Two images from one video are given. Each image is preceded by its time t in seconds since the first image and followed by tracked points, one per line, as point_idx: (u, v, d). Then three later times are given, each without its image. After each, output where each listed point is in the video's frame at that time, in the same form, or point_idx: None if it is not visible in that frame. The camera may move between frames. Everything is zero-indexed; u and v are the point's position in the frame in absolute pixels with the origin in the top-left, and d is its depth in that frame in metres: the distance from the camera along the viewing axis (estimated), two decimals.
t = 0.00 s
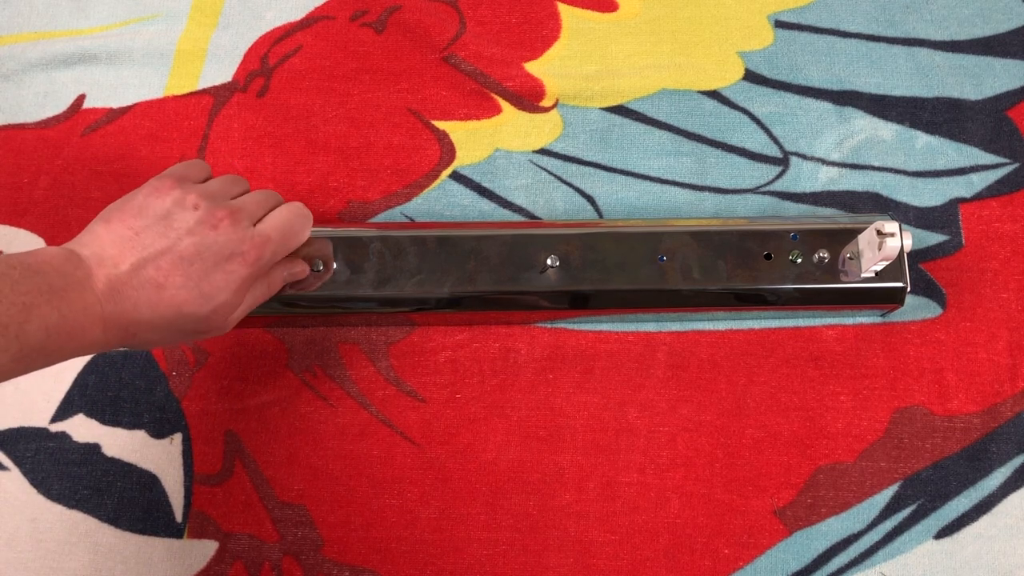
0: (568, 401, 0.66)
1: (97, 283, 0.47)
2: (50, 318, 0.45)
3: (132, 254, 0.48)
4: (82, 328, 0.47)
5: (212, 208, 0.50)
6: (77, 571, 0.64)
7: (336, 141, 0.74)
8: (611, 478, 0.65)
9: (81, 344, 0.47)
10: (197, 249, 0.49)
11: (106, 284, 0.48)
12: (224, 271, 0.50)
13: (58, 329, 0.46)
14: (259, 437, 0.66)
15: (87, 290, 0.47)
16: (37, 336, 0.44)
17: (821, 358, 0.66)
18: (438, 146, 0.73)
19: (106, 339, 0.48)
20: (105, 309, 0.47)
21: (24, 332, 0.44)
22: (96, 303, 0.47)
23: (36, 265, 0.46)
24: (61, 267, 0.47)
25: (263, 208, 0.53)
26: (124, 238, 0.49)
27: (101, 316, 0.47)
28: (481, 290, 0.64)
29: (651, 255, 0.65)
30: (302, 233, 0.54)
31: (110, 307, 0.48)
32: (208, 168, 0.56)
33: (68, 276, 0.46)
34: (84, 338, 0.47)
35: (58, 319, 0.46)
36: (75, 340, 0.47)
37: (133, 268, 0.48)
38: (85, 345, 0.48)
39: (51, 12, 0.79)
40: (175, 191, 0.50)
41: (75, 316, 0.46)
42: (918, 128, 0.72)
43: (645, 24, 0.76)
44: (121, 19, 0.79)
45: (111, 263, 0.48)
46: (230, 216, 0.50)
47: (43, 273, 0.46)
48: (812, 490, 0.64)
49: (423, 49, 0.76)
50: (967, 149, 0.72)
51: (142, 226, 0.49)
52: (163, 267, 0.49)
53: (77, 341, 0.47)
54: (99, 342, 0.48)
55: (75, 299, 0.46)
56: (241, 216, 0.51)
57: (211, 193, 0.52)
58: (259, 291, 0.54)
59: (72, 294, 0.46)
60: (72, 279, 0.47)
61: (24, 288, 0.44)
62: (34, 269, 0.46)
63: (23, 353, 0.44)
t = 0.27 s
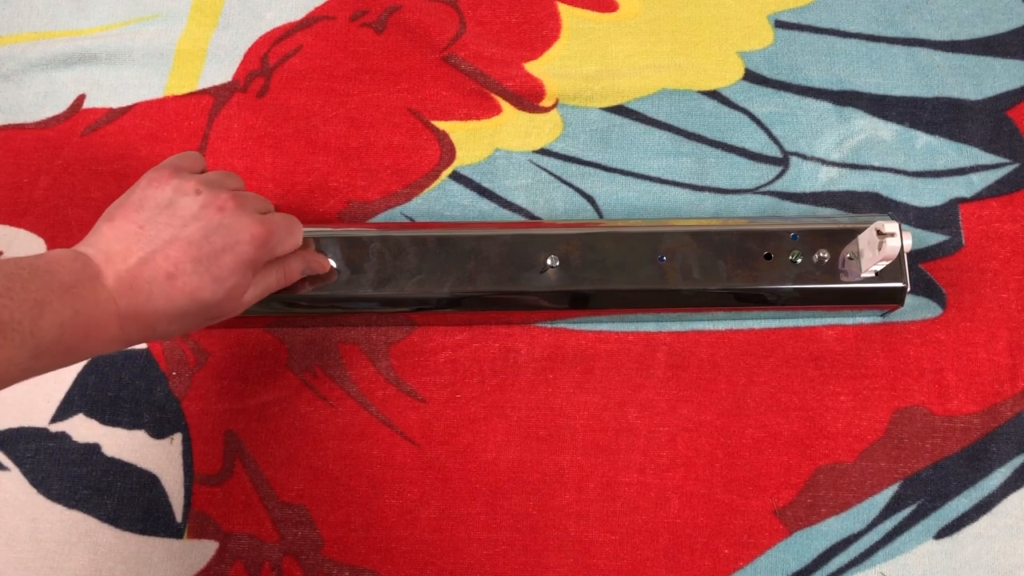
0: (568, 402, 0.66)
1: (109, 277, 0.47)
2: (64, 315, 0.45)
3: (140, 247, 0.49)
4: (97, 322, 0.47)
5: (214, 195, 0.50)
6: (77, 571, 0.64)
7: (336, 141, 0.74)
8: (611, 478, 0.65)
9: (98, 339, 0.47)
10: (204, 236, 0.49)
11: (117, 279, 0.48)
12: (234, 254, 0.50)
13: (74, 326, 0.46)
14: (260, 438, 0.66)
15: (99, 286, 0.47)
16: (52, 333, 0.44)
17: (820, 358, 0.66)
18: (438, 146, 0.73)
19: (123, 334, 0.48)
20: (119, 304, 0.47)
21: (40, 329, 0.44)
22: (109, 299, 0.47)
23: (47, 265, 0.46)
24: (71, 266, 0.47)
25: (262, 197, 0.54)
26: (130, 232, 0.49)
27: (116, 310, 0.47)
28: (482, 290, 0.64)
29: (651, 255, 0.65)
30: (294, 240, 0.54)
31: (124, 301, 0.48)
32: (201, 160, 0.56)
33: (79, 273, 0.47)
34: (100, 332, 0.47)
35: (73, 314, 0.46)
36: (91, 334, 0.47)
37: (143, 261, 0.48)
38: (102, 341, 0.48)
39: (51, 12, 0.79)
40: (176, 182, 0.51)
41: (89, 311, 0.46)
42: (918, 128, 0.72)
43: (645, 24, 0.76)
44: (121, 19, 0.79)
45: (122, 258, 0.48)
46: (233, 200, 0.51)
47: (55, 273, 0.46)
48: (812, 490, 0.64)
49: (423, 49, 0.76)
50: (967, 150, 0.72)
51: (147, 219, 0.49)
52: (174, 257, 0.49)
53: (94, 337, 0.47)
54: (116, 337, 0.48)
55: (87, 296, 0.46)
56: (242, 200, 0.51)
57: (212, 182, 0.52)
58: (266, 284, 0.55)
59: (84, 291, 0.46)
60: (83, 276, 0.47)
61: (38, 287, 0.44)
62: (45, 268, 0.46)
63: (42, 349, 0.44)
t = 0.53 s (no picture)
0: (568, 402, 0.66)
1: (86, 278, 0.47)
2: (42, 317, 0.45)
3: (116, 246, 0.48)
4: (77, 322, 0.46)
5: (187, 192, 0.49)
6: (77, 571, 0.64)
7: (336, 141, 0.74)
8: (611, 478, 0.65)
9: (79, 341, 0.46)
10: (177, 233, 0.48)
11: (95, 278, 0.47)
12: (209, 250, 0.49)
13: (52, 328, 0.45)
14: (259, 438, 0.66)
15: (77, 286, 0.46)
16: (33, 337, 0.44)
17: (821, 358, 0.66)
18: (438, 146, 0.73)
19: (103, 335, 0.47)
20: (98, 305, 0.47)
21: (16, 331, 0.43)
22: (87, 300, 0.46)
23: (22, 269, 0.45)
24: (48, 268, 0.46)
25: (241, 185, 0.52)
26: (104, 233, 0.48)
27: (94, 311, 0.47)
28: (481, 290, 0.64)
29: (651, 255, 0.65)
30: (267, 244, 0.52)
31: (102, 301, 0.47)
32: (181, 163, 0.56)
33: (57, 277, 0.46)
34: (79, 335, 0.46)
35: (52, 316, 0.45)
36: (71, 335, 0.46)
37: (119, 262, 0.47)
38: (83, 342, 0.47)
39: (52, 12, 0.79)
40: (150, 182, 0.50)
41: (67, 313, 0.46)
42: (918, 128, 0.72)
43: (645, 24, 0.76)
44: (121, 19, 0.79)
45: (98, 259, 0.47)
46: (206, 194, 0.49)
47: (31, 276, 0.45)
48: (813, 490, 0.64)
49: (423, 49, 0.76)
50: (967, 150, 0.72)
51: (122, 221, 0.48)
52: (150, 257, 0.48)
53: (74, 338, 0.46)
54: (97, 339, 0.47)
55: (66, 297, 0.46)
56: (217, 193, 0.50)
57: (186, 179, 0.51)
58: (260, 304, 0.55)
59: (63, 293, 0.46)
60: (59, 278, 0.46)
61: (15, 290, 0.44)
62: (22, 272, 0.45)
63: (22, 353, 0.43)
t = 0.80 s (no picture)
0: (568, 401, 0.66)
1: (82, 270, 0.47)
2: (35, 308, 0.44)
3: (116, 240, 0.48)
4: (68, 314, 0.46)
5: (197, 199, 0.49)
6: (77, 571, 0.64)
7: (336, 140, 0.74)
8: (611, 478, 0.65)
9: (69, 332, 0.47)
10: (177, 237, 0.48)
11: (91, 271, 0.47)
12: (208, 259, 0.49)
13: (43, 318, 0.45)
14: (259, 438, 0.66)
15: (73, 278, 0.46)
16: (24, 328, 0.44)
17: (821, 358, 0.66)
18: (438, 146, 0.73)
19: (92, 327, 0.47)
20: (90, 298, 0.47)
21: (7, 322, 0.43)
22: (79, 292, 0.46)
23: (17, 255, 0.45)
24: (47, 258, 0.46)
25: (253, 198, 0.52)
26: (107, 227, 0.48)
27: (86, 304, 0.46)
28: (481, 290, 0.64)
29: (651, 255, 0.65)
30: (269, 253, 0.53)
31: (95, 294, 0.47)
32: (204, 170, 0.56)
33: (52, 265, 0.46)
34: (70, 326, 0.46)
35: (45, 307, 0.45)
36: (62, 327, 0.46)
37: (116, 255, 0.47)
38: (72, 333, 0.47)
39: (52, 12, 0.79)
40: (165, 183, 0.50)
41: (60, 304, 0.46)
42: (918, 128, 0.72)
43: (645, 24, 0.76)
44: (121, 19, 0.79)
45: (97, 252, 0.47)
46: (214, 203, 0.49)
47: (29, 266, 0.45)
48: (813, 490, 0.64)
49: (423, 49, 0.76)
50: (967, 150, 0.72)
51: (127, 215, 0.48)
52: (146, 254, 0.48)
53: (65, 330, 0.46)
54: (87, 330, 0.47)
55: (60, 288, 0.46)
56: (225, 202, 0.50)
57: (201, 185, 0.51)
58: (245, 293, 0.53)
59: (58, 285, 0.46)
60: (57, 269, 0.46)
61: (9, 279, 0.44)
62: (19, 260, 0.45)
63: (10, 343, 0.43)
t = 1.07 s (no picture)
0: (568, 401, 0.66)
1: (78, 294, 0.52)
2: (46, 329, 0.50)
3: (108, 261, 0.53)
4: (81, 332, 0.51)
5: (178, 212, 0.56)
6: (77, 572, 0.64)
7: (336, 140, 0.74)
8: (610, 478, 0.65)
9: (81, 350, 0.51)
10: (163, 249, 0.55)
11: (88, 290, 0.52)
12: (189, 246, 0.56)
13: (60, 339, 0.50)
14: (259, 438, 0.66)
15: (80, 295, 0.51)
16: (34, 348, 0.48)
17: (821, 359, 0.66)
18: (438, 146, 0.73)
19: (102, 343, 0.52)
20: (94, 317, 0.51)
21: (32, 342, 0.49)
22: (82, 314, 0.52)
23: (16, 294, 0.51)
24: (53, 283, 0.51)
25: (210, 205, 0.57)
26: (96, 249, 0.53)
27: (87, 323, 0.51)
28: (481, 290, 0.64)
29: (651, 255, 0.65)
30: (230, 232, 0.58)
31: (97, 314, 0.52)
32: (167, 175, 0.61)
33: (46, 287, 0.52)
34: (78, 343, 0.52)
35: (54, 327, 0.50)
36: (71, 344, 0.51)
37: (96, 264, 0.53)
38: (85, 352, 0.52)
39: (52, 12, 0.79)
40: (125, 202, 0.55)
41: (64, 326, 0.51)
42: (917, 128, 0.72)
43: (646, 24, 0.76)
44: (121, 19, 0.79)
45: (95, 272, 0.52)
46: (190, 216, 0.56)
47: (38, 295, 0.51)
48: (813, 490, 0.64)
49: (423, 49, 0.76)
50: (967, 150, 0.72)
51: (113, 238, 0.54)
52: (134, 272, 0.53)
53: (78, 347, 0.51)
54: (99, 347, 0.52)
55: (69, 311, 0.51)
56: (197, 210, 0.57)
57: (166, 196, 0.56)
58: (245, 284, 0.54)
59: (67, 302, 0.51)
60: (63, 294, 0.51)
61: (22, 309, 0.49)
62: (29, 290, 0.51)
63: (24, 352, 0.49)
